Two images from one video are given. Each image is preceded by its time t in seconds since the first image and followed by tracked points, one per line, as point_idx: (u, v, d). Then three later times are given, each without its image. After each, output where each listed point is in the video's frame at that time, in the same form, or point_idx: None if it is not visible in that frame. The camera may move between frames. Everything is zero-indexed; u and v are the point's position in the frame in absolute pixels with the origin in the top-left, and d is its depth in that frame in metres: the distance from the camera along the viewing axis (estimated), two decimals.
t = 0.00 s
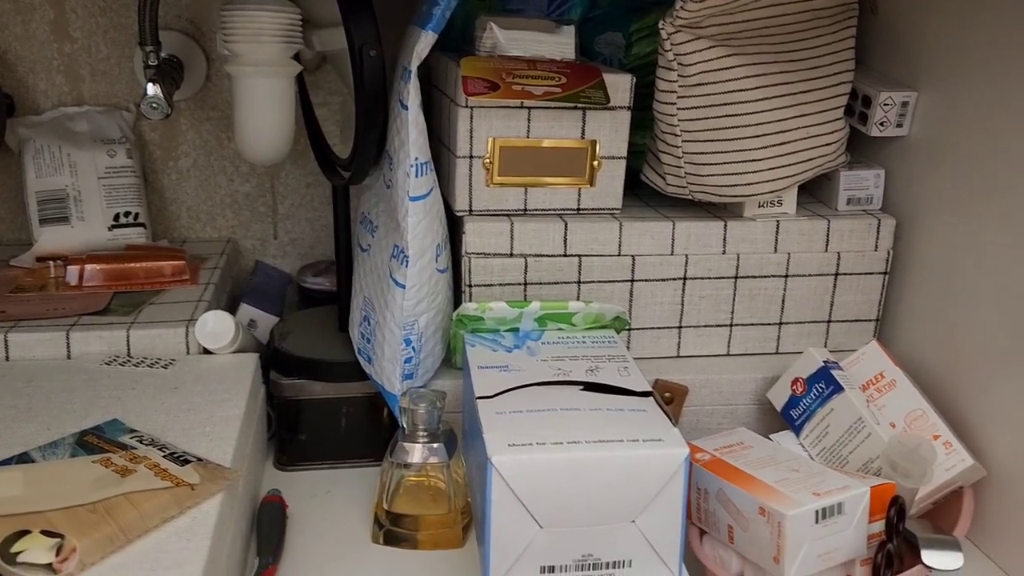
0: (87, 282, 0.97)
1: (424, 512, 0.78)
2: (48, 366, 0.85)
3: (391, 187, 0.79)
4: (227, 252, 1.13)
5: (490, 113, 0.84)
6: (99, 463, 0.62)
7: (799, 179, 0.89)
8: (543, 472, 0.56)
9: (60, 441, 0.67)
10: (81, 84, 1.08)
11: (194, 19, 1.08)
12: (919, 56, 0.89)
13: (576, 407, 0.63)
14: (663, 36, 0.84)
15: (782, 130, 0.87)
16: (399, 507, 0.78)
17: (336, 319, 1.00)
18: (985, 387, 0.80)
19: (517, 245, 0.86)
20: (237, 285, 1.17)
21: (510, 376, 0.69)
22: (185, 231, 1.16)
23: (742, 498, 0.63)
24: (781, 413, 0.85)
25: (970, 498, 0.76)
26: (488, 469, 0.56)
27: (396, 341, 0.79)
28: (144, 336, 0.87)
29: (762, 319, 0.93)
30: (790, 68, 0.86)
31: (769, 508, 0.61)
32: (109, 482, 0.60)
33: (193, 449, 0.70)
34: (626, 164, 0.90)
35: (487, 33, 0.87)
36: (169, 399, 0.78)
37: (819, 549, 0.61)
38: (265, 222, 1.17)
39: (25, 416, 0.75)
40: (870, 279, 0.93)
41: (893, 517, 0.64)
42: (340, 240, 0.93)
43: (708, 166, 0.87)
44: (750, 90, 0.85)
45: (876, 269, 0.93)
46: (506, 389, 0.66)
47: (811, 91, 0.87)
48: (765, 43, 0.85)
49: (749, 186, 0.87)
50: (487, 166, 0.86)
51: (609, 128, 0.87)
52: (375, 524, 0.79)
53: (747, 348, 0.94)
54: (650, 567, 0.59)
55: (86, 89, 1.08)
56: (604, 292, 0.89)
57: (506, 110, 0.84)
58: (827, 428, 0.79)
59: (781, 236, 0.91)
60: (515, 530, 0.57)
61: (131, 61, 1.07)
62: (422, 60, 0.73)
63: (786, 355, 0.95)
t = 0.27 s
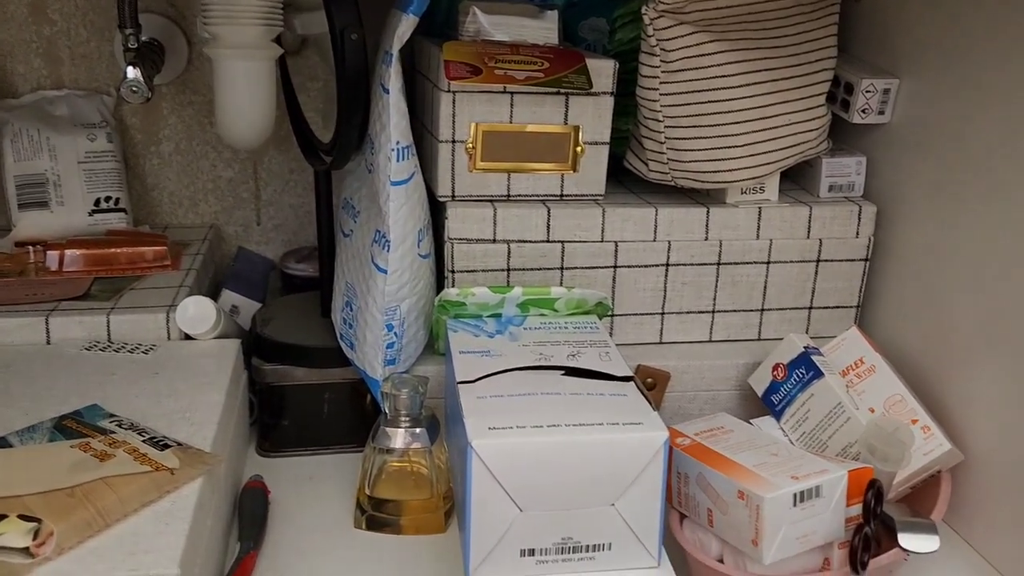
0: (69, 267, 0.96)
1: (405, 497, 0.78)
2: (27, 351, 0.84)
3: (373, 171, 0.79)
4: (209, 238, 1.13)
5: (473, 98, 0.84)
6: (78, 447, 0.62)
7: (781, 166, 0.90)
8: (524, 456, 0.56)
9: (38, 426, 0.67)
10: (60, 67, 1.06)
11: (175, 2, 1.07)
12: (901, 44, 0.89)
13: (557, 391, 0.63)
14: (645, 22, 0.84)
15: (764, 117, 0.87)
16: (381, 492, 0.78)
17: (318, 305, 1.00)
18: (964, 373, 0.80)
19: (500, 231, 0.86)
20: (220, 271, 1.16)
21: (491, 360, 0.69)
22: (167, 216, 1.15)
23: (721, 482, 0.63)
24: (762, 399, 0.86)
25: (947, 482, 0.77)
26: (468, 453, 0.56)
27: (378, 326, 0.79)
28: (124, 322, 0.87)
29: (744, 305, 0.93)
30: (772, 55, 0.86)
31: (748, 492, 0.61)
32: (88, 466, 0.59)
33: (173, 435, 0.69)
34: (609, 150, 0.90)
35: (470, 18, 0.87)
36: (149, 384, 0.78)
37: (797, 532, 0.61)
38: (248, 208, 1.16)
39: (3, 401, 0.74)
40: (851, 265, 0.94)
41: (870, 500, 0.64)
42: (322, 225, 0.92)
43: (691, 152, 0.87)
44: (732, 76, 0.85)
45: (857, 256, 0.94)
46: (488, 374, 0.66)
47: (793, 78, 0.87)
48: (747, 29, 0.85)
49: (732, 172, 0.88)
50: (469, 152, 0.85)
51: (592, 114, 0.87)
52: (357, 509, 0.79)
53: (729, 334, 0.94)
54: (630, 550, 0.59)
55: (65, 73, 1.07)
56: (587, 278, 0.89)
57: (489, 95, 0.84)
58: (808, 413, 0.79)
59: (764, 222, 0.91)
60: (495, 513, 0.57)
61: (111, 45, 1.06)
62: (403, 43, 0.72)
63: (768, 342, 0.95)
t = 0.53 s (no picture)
0: (52, 250, 0.95)
1: (391, 481, 0.78)
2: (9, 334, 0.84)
3: (358, 154, 0.79)
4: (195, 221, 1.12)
5: (459, 80, 0.83)
6: (60, 430, 0.61)
7: (767, 150, 0.90)
8: (507, 437, 0.56)
9: (21, 408, 0.66)
10: (43, 48, 1.05)
11: None
12: (888, 28, 0.89)
13: (541, 374, 0.63)
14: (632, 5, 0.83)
15: (750, 101, 0.87)
16: (367, 475, 0.78)
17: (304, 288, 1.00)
18: (947, 357, 0.81)
19: (486, 214, 0.86)
20: (206, 254, 1.16)
21: (477, 343, 0.69)
22: (152, 199, 1.14)
23: (705, 464, 0.64)
24: (746, 382, 0.86)
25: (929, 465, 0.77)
26: (452, 435, 0.56)
27: (363, 309, 0.79)
28: (108, 305, 0.86)
29: (730, 289, 0.94)
30: (759, 39, 0.86)
31: (731, 474, 0.61)
32: (71, 448, 0.59)
33: (157, 417, 0.69)
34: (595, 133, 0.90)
35: None
36: (133, 367, 0.78)
37: (779, 513, 0.62)
38: (234, 191, 1.15)
39: None
40: (836, 250, 0.94)
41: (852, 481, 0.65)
42: (307, 208, 0.92)
43: (677, 136, 0.87)
44: (718, 60, 0.85)
45: (843, 241, 0.94)
46: (473, 357, 0.66)
47: (779, 62, 0.87)
48: (734, 13, 0.85)
49: (718, 156, 0.88)
50: (455, 134, 0.85)
51: (579, 97, 0.86)
52: (343, 492, 0.79)
53: (714, 318, 0.95)
54: (614, 531, 0.59)
55: (48, 54, 1.06)
56: (574, 262, 0.89)
57: (475, 78, 0.83)
58: (792, 397, 0.80)
59: (750, 207, 0.91)
60: (480, 494, 0.57)
61: (95, 26, 1.05)
62: (388, 24, 0.72)
63: (753, 326, 0.96)
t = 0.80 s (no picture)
0: (38, 229, 0.94)
1: (379, 459, 0.78)
2: None
3: (346, 132, 0.78)
4: (183, 200, 1.11)
5: (448, 59, 0.83)
6: (46, 407, 0.61)
7: (757, 130, 0.89)
8: (495, 415, 0.56)
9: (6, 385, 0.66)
10: (28, 24, 1.04)
11: None
12: (878, 8, 0.89)
13: (529, 352, 0.63)
14: None
15: (740, 81, 0.87)
16: (356, 454, 0.78)
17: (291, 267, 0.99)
18: (934, 338, 0.81)
19: (475, 193, 0.86)
20: (194, 233, 1.15)
21: (465, 322, 0.69)
22: (139, 178, 1.13)
23: (692, 442, 0.64)
24: (734, 362, 0.86)
25: (915, 445, 0.78)
26: (440, 412, 0.56)
27: (351, 288, 0.79)
28: (95, 283, 0.86)
29: (718, 270, 0.94)
30: (749, 18, 0.86)
31: (718, 452, 0.61)
32: (57, 425, 0.59)
33: (144, 395, 0.69)
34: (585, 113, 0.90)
35: None
36: (120, 346, 0.77)
37: (765, 491, 0.62)
38: (222, 170, 1.15)
39: None
40: (825, 231, 0.94)
41: (838, 460, 0.65)
42: (295, 186, 0.92)
43: (667, 116, 0.87)
44: (709, 39, 0.84)
45: (831, 222, 0.94)
46: (461, 335, 0.66)
47: (770, 41, 0.87)
48: None
49: (707, 136, 0.87)
50: (444, 113, 0.84)
51: (569, 76, 0.86)
52: (331, 471, 0.79)
53: (703, 299, 0.95)
54: (600, 508, 0.60)
55: (33, 30, 1.05)
56: (563, 242, 0.89)
57: (464, 56, 0.83)
58: (779, 376, 0.80)
59: (739, 187, 0.91)
60: (467, 471, 0.57)
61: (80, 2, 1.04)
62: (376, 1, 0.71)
63: (742, 307, 0.96)
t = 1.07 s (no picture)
0: (27, 205, 0.93)
1: (371, 434, 0.78)
2: None
3: (337, 106, 0.78)
4: (174, 176, 1.10)
5: (441, 33, 0.82)
6: (36, 379, 0.61)
7: (751, 107, 0.89)
8: (486, 388, 0.56)
9: None
10: None
11: None
12: None
13: (521, 327, 0.63)
14: None
15: (735, 57, 0.86)
16: (347, 430, 0.78)
17: (283, 243, 0.99)
18: (926, 316, 0.81)
19: (467, 169, 0.85)
20: (185, 210, 1.14)
21: (457, 297, 0.69)
22: (130, 154, 1.13)
23: (683, 417, 0.64)
24: (726, 339, 0.86)
25: (905, 421, 0.78)
26: (431, 385, 0.56)
27: (343, 263, 0.78)
28: (84, 258, 0.85)
29: (712, 248, 0.94)
30: None
31: (709, 427, 0.61)
32: (47, 397, 0.59)
33: (134, 369, 0.69)
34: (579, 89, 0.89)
35: None
36: (110, 320, 0.77)
37: (756, 466, 0.62)
38: (213, 147, 1.14)
39: None
40: (818, 209, 0.94)
41: (828, 435, 0.65)
42: (287, 162, 0.91)
43: (661, 92, 0.86)
44: (704, 15, 0.84)
45: (825, 200, 0.94)
46: (453, 310, 0.66)
47: (765, 17, 0.86)
48: None
49: (701, 113, 0.87)
50: (437, 88, 0.84)
51: (562, 51, 0.85)
52: (322, 446, 0.79)
53: (696, 277, 0.95)
54: (591, 482, 0.60)
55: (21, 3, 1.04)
56: (556, 218, 0.88)
57: (458, 30, 0.82)
58: (771, 353, 0.80)
59: (733, 164, 0.91)
60: (458, 444, 0.57)
61: None
62: None
63: (735, 285, 0.96)
